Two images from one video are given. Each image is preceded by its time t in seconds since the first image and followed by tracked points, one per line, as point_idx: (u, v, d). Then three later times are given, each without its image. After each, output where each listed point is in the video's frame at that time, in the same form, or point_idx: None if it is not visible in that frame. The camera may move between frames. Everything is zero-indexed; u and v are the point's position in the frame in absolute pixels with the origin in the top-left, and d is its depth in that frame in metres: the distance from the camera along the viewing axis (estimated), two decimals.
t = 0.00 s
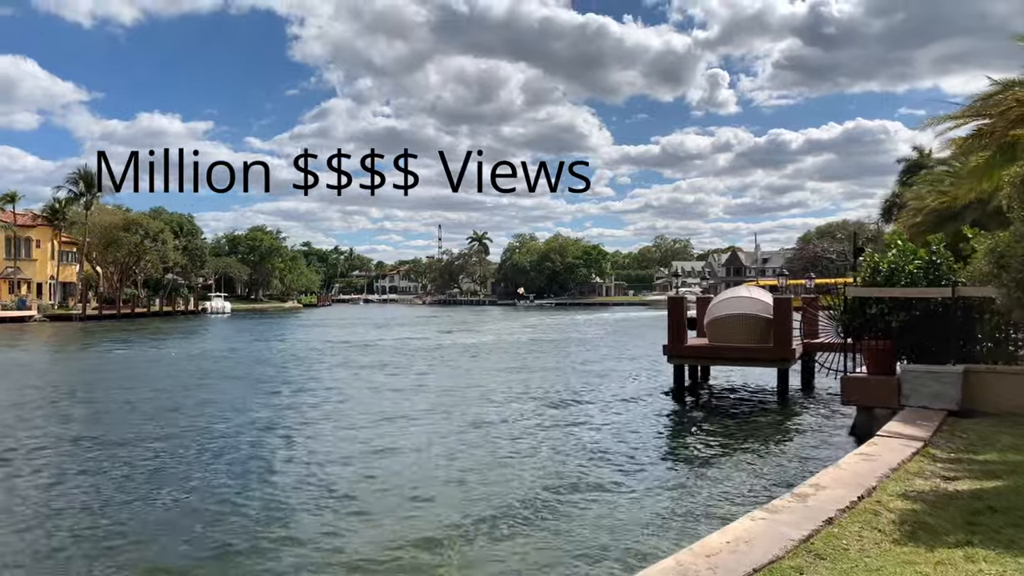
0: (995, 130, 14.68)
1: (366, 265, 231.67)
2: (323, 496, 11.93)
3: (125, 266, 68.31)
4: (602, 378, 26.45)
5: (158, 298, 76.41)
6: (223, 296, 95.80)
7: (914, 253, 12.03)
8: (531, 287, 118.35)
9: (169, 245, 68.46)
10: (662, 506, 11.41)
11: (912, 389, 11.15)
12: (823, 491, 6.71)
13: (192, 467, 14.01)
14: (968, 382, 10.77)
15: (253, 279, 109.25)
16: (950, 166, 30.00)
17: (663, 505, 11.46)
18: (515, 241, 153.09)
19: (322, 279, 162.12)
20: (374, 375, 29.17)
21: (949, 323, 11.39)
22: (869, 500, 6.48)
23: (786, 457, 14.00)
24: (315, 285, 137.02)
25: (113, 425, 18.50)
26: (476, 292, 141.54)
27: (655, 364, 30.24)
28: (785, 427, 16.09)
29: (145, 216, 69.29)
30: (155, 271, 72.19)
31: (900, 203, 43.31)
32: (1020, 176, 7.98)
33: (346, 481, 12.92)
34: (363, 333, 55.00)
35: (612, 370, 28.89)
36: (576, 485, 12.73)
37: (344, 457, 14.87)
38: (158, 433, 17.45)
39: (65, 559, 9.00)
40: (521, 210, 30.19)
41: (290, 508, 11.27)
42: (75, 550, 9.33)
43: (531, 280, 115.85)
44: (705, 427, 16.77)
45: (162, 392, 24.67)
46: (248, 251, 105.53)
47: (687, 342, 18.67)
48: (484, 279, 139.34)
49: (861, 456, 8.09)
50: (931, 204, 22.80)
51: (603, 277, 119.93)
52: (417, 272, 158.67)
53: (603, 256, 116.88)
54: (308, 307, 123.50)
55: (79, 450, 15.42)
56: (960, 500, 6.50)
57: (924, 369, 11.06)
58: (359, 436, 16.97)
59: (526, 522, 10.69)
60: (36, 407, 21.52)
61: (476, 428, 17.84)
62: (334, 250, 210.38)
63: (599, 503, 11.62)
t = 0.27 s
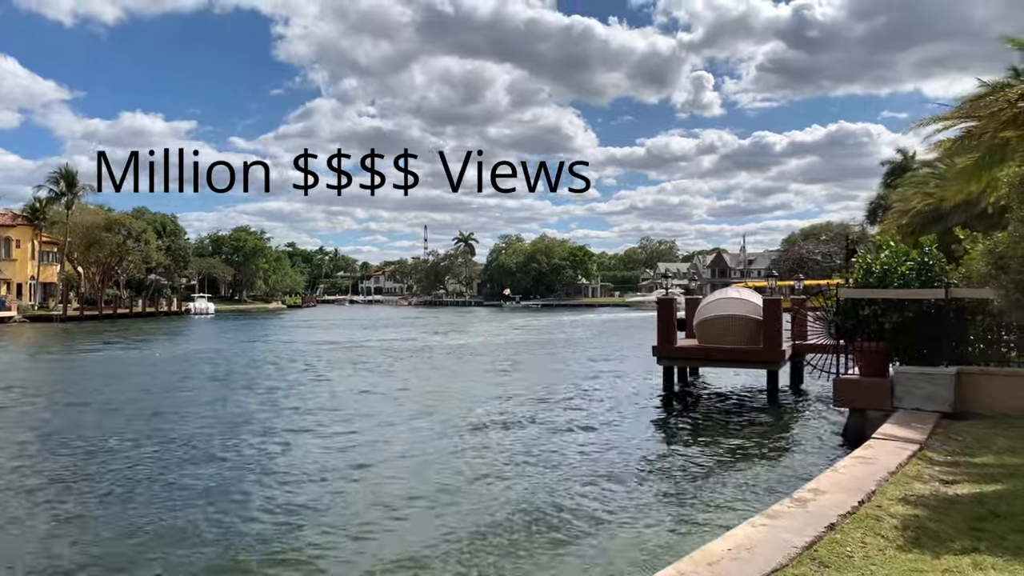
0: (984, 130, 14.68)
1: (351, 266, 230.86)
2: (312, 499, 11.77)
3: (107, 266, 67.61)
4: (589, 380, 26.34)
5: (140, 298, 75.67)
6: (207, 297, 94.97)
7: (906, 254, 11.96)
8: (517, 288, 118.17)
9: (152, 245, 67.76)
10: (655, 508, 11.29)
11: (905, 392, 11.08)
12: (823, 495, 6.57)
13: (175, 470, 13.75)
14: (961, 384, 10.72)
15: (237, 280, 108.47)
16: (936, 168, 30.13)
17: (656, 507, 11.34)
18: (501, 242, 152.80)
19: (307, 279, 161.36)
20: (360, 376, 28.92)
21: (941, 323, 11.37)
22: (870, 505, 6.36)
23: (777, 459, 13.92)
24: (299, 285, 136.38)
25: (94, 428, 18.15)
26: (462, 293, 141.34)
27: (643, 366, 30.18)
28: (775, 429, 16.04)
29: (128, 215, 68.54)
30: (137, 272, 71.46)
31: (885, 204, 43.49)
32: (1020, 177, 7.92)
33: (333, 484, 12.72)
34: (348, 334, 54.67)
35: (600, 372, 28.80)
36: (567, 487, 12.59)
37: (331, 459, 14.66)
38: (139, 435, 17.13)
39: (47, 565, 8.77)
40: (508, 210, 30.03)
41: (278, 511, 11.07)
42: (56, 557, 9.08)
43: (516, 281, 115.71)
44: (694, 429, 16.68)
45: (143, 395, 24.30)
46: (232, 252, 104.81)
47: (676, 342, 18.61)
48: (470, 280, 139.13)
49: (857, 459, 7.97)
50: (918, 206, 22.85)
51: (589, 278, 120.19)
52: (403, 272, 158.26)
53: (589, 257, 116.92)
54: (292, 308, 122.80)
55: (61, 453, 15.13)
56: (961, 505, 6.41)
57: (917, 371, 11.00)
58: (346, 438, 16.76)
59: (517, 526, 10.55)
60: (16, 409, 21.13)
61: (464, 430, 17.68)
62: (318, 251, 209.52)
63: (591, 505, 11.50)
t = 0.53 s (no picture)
0: (976, 130, 14.67)
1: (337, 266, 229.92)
2: (300, 501, 11.55)
3: (90, 266, 66.92)
4: (578, 380, 26.23)
5: (124, 299, 74.96)
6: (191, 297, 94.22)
7: (900, 253, 11.90)
8: (504, 288, 118.03)
9: (135, 245, 67.06)
10: (650, 509, 11.15)
11: (900, 391, 11.01)
12: (825, 495, 6.46)
13: (160, 472, 13.49)
14: (956, 382, 10.66)
15: (221, 280, 107.72)
16: (922, 168, 30.25)
17: (650, 508, 11.20)
18: (487, 242, 152.59)
19: (292, 279, 160.46)
20: (348, 377, 28.67)
21: (935, 321, 11.31)
22: (873, 506, 6.25)
23: (771, 459, 13.82)
24: (284, 285, 135.63)
25: (76, 429, 17.84)
26: (448, 293, 141.07)
27: (632, 366, 30.11)
28: (767, 429, 15.96)
29: (110, 215, 67.82)
30: (121, 272, 70.78)
31: (871, 204, 43.70)
32: (1020, 173, 7.85)
33: (321, 486, 12.51)
34: (334, 334, 54.31)
35: (589, 372, 28.68)
36: (560, 487, 12.44)
37: (320, 461, 14.45)
38: (123, 437, 16.83)
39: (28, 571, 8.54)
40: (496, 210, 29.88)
41: (267, 513, 10.86)
42: (38, 562, 8.83)
43: (503, 281, 115.58)
44: (685, 428, 16.59)
45: (127, 396, 23.96)
46: (216, 252, 104.09)
47: (667, 342, 18.50)
48: (456, 281, 138.91)
49: (856, 459, 7.87)
50: (905, 205, 22.89)
51: (575, 278, 120.23)
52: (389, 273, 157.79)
53: (575, 257, 116.93)
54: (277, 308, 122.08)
55: (42, 456, 14.82)
56: (965, 504, 6.32)
57: (912, 370, 10.93)
58: (334, 440, 16.54)
59: (510, 526, 10.40)
60: None
61: (454, 430, 17.50)
62: (304, 251, 208.53)
63: (584, 506, 11.35)
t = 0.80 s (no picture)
0: (973, 130, 14.61)
1: (328, 267, 229.20)
2: (294, 505, 11.37)
3: (79, 267, 66.41)
4: (573, 381, 26.09)
5: (113, 300, 74.42)
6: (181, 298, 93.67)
7: (900, 252, 11.81)
8: (496, 289, 117.80)
9: (125, 246, 66.57)
10: (652, 512, 10.97)
11: (901, 391, 10.91)
12: (835, 497, 6.34)
13: (151, 475, 13.27)
14: (958, 382, 10.56)
15: (212, 281, 107.16)
16: (915, 168, 30.26)
17: (650, 510, 11.06)
18: (479, 243, 152.36)
19: (283, 281, 159.88)
20: (341, 378, 28.45)
21: (936, 321, 11.22)
22: (884, 508, 6.14)
23: (771, 461, 13.69)
24: (276, 287, 135.11)
25: (65, 432, 17.57)
26: (440, 294, 140.81)
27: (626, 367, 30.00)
28: (765, 430, 15.86)
29: (100, 215, 67.31)
30: (110, 273, 70.24)
31: (864, 205, 43.79)
32: None
33: (315, 489, 12.32)
34: (326, 335, 54.00)
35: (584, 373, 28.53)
36: (557, 489, 12.29)
37: (314, 463, 14.25)
38: (113, 440, 16.58)
39: None
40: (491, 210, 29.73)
41: (262, 517, 10.69)
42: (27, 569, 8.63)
43: (495, 282, 115.42)
44: (682, 430, 16.48)
45: (118, 397, 23.68)
46: (207, 253, 103.53)
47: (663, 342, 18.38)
48: (448, 282, 138.65)
49: (862, 460, 7.74)
50: (900, 205, 22.86)
51: (568, 279, 120.16)
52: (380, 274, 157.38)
53: (568, 258, 116.87)
54: (268, 309, 121.55)
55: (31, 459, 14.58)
56: (977, 506, 6.20)
57: (914, 370, 10.83)
58: (328, 442, 16.34)
59: (508, 529, 10.24)
60: None
61: (449, 432, 17.33)
62: (295, 252, 207.83)
63: (583, 508, 11.21)
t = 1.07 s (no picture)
0: (974, 131, 14.54)
1: (322, 269, 228.74)
2: (292, 508, 11.20)
3: (72, 268, 66.04)
4: (570, 383, 25.95)
5: (106, 301, 74.01)
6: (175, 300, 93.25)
7: (904, 254, 11.72)
8: (490, 291, 117.63)
9: (118, 247, 66.21)
10: (655, 516, 10.82)
11: (906, 394, 10.80)
12: (848, 502, 6.22)
13: (145, 478, 13.08)
14: (963, 385, 10.47)
15: (205, 283, 106.74)
16: (912, 171, 30.23)
17: (653, 514, 10.91)
18: (473, 245, 152.18)
19: (277, 282, 159.42)
20: (337, 381, 28.26)
21: (941, 323, 11.14)
22: (899, 514, 6.02)
23: (773, 464, 13.54)
24: (269, 288, 134.69)
25: (58, 435, 17.35)
26: (435, 296, 140.61)
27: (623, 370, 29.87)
28: (766, 433, 15.74)
29: (93, 217, 66.94)
30: (103, 275, 69.85)
31: (859, 207, 43.80)
32: None
33: (312, 493, 12.16)
34: (320, 337, 53.75)
35: (581, 376, 28.39)
36: (558, 493, 12.14)
37: (311, 466, 14.08)
38: (106, 443, 16.37)
39: None
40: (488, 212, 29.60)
41: (259, 520, 10.52)
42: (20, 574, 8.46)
43: (489, 285, 115.25)
44: (682, 433, 16.35)
45: (111, 400, 23.44)
46: (201, 254, 103.13)
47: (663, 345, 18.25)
48: (443, 284, 138.44)
49: (872, 464, 7.62)
50: (897, 208, 22.80)
51: (562, 281, 120.08)
52: (374, 276, 157.10)
53: (562, 260, 116.79)
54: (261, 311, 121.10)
55: (23, 462, 14.37)
56: (992, 512, 6.09)
57: (918, 373, 10.72)
58: (324, 445, 16.17)
59: (510, 533, 10.10)
60: None
61: (447, 435, 17.18)
62: (289, 254, 207.34)
63: (584, 512, 11.07)
